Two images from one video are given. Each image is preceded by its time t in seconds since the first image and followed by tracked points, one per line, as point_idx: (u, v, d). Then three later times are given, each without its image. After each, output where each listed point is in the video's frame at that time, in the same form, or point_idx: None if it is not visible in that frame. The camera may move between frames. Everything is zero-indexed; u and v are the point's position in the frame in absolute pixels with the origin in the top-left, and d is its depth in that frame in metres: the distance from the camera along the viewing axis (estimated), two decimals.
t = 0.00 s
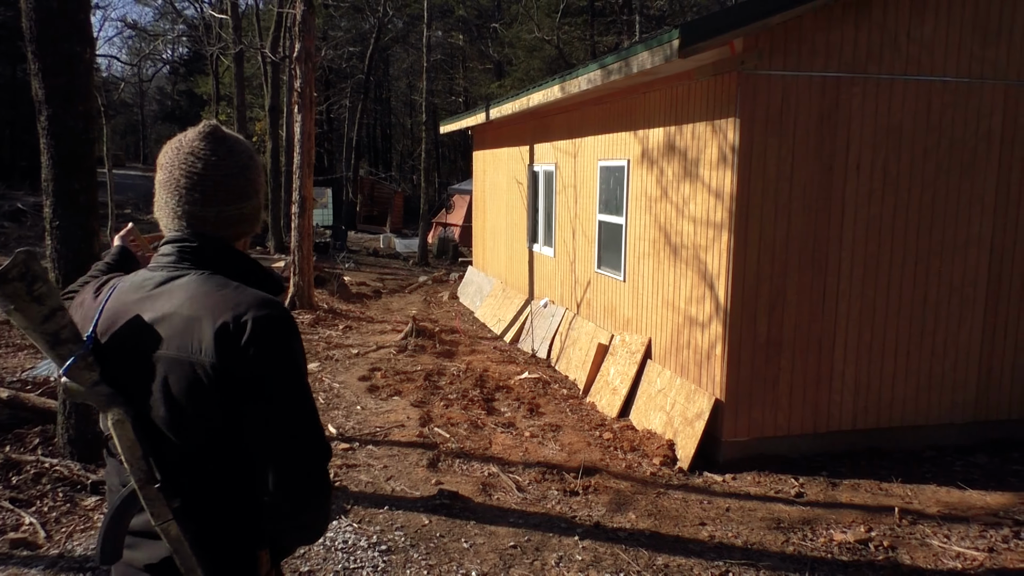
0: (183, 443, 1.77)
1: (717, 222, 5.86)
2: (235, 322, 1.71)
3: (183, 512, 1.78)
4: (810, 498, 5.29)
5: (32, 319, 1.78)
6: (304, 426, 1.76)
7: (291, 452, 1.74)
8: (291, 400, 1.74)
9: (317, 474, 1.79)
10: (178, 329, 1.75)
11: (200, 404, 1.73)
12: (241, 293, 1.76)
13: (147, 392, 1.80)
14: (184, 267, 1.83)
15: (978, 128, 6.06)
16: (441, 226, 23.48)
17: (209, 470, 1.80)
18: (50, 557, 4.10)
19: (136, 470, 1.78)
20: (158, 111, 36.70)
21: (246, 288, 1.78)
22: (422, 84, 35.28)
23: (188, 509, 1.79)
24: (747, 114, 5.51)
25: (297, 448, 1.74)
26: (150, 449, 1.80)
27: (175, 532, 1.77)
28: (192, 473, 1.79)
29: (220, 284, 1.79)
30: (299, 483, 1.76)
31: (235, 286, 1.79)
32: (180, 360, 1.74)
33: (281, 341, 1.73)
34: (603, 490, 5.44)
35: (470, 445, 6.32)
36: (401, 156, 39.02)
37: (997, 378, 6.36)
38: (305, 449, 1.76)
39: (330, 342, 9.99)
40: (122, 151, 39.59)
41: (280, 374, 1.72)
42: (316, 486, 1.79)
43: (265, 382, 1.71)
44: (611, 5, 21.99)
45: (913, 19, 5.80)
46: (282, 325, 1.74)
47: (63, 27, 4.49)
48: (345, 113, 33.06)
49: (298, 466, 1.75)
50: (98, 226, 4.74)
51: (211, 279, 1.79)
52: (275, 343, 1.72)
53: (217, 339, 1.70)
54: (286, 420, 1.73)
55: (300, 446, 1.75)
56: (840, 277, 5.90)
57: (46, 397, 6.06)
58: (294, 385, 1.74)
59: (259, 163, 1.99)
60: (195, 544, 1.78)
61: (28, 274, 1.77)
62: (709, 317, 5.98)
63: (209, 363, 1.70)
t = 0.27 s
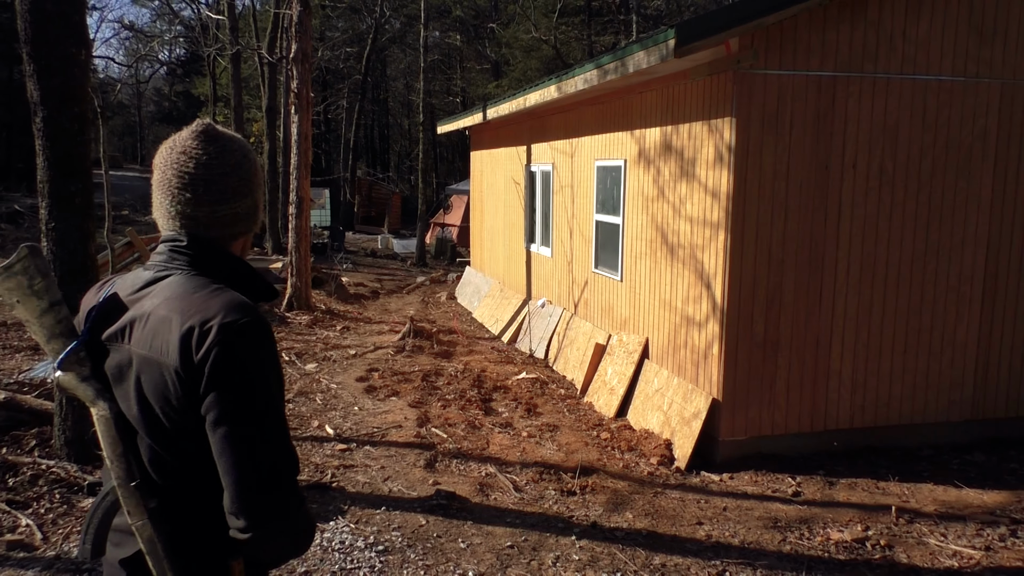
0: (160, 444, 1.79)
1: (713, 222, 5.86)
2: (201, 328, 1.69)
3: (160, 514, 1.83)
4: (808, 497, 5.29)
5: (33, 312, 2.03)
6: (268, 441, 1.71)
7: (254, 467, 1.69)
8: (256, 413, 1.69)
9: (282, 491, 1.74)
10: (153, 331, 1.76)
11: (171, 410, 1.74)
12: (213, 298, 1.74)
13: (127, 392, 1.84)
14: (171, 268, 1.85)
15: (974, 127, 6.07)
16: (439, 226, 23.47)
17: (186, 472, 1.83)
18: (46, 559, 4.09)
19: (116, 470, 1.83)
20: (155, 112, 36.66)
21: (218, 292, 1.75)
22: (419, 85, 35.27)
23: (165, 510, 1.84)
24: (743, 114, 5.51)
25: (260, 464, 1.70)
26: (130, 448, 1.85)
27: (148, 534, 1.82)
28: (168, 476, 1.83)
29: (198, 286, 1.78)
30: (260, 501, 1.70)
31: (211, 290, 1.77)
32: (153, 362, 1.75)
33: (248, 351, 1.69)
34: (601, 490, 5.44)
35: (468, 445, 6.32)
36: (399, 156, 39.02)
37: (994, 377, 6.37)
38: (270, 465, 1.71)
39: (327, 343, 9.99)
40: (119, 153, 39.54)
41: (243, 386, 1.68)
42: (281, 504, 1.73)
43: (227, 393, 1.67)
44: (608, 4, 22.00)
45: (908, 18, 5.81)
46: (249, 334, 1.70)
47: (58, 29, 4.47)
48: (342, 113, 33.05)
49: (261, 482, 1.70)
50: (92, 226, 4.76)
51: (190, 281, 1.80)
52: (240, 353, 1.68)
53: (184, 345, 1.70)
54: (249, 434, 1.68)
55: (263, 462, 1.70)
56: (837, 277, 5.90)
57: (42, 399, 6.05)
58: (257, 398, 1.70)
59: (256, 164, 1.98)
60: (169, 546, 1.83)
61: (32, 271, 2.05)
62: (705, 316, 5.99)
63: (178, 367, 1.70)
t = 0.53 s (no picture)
0: (136, 444, 1.80)
1: (710, 221, 5.87)
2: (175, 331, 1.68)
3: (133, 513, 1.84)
4: (805, 496, 5.29)
5: (28, 306, 2.10)
6: (230, 457, 1.67)
7: (212, 482, 1.66)
8: (220, 426, 1.66)
9: (242, 507, 1.70)
10: (135, 331, 1.78)
11: (146, 413, 1.74)
12: (189, 302, 1.72)
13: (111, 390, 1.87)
14: (161, 272, 1.85)
15: (970, 126, 6.08)
16: (437, 227, 23.47)
17: (162, 477, 1.83)
18: (43, 561, 4.07)
19: (92, 467, 1.83)
20: (152, 114, 36.63)
21: (195, 297, 1.74)
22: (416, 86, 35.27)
23: (140, 510, 1.85)
24: (739, 113, 5.51)
25: (219, 479, 1.66)
26: (109, 446, 1.86)
27: (118, 533, 1.83)
28: (145, 477, 1.83)
29: (183, 289, 1.78)
30: (217, 517, 1.67)
31: (190, 294, 1.76)
32: (133, 362, 1.76)
33: (215, 361, 1.66)
34: (598, 490, 5.44)
35: (465, 446, 6.31)
36: (397, 157, 39.02)
37: (991, 375, 6.38)
38: (230, 481, 1.68)
39: (325, 344, 9.98)
40: (117, 155, 39.51)
41: (208, 396, 1.65)
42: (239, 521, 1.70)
43: (190, 402, 1.64)
44: (605, 5, 22.00)
45: (904, 17, 5.81)
46: (218, 344, 1.67)
47: (52, 31, 4.45)
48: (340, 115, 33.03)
49: (220, 496, 1.67)
50: (88, 228, 4.74)
51: (177, 284, 1.80)
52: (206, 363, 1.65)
53: (156, 348, 1.69)
54: (211, 446, 1.65)
55: (223, 477, 1.67)
56: (834, 276, 5.90)
57: (39, 401, 6.04)
58: (222, 410, 1.66)
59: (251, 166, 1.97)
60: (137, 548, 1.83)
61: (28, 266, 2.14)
62: (703, 316, 5.99)
63: (150, 369, 1.70)
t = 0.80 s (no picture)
0: (134, 456, 1.80)
1: (707, 221, 5.87)
2: (172, 339, 1.68)
3: (135, 525, 1.84)
4: (803, 496, 5.29)
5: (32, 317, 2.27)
6: (232, 461, 1.68)
7: (216, 488, 1.67)
8: (221, 431, 1.67)
9: (247, 511, 1.71)
10: (128, 341, 1.76)
11: (143, 422, 1.74)
12: (184, 310, 1.72)
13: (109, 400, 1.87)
14: (154, 277, 1.84)
15: (967, 126, 6.08)
16: (434, 228, 23.45)
17: (160, 486, 1.83)
18: (40, 563, 4.07)
19: (97, 477, 1.87)
20: (150, 115, 36.59)
21: (189, 305, 1.73)
22: (414, 87, 35.24)
23: (141, 521, 1.85)
24: (736, 113, 5.51)
25: (222, 485, 1.67)
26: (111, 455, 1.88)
27: (125, 544, 1.84)
28: (143, 488, 1.83)
29: (178, 296, 1.78)
30: (222, 522, 1.68)
31: (184, 301, 1.76)
32: (128, 372, 1.75)
33: (214, 369, 1.66)
34: (596, 491, 5.44)
35: (463, 447, 6.31)
36: (394, 158, 38.99)
37: (989, 375, 6.38)
38: (233, 486, 1.69)
39: (323, 345, 9.97)
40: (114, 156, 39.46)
41: (207, 403, 1.65)
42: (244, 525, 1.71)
43: (190, 411, 1.64)
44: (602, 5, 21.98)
45: (900, 17, 5.81)
46: (215, 351, 1.67)
47: (49, 32, 4.45)
48: (337, 115, 33.00)
49: (224, 502, 1.68)
50: (85, 229, 4.74)
51: (171, 291, 1.79)
52: (204, 370, 1.65)
53: (151, 359, 1.69)
54: (213, 454, 1.66)
55: (225, 483, 1.67)
56: (831, 276, 5.90)
57: (36, 403, 6.03)
58: (223, 416, 1.67)
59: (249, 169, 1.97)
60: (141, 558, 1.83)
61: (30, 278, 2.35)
62: (700, 316, 5.99)
63: (146, 380, 1.70)
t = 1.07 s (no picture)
0: (133, 460, 1.78)
1: (705, 222, 5.87)
2: (178, 340, 1.67)
3: (135, 533, 1.82)
4: (800, 497, 5.29)
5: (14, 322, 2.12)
6: (241, 459, 1.69)
7: (227, 487, 1.68)
8: (231, 431, 1.68)
9: (258, 509, 1.73)
10: (128, 344, 1.74)
11: (145, 425, 1.73)
12: (188, 311, 1.72)
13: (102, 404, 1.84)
14: (150, 279, 1.83)
15: (964, 126, 6.08)
16: (432, 228, 23.47)
17: (162, 489, 1.82)
18: (36, 564, 4.06)
19: (91, 488, 1.83)
20: (147, 114, 36.53)
21: (193, 305, 1.73)
22: (412, 87, 35.24)
23: (140, 529, 1.82)
24: (734, 114, 5.51)
25: (233, 484, 1.68)
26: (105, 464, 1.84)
27: (123, 555, 1.80)
28: (144, 492, 1.81)
29: (180, 297, 1.77)
30: (234, 521, 1.69)
31: (188, 302, 1.75)
32: (129, 374, 1.73)
33: (222, 369, 1.67)
34: (594, 491, 5.43)
35: (461, 447, 6.31)
36: (392, 158, 38.98)
37: (986, 376, 6.38)
38: (244, 485, 1.70)
39: (321, 345, 9.96)
40: (112, 156, 39.43)
41: (217, 403, 1.66)
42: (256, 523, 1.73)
43: (200, 413, 1.65)
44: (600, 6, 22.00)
45: (898, 18, 5.82)
46: (223, 351, 1.68)
47: (47, 31, 4.43)
48: (335, 115, 32.99)
49: (235, 501, 1.69)
50: (83, 229, 4.73)
51: (172, 292, 1.78)
52: (213, 370, 1.66)
53: (156, 361, 1.68)
54: (222, 453, 1.67)
55: (236, 482, 1.69)
56: (829, 276, 5.90)
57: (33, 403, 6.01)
58: (232, 415, 1.68)
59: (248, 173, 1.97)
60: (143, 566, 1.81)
61: (8, 282, 2.21)
62: (698, 317, 5.99)
63: (152, 382, 1.68)
